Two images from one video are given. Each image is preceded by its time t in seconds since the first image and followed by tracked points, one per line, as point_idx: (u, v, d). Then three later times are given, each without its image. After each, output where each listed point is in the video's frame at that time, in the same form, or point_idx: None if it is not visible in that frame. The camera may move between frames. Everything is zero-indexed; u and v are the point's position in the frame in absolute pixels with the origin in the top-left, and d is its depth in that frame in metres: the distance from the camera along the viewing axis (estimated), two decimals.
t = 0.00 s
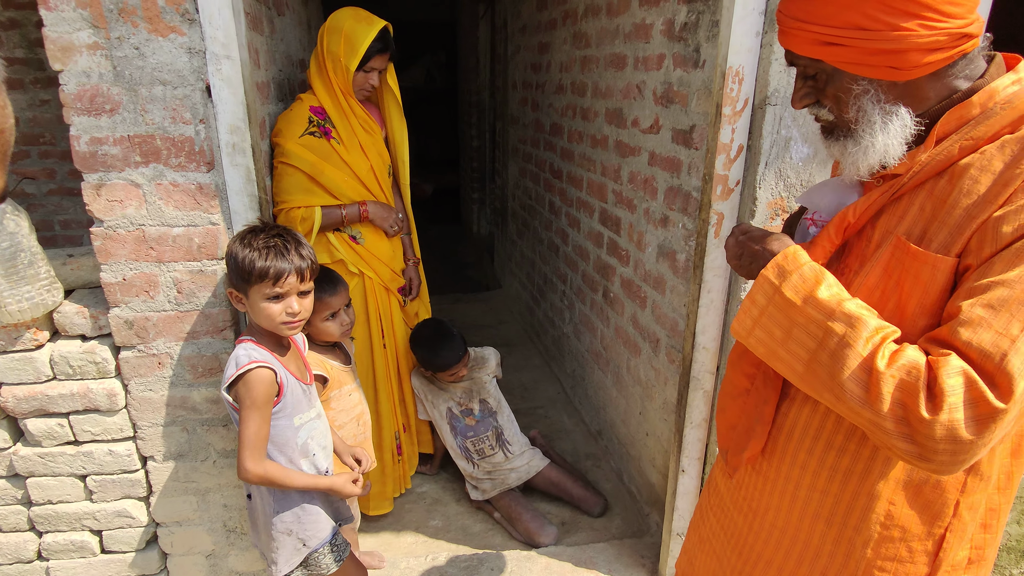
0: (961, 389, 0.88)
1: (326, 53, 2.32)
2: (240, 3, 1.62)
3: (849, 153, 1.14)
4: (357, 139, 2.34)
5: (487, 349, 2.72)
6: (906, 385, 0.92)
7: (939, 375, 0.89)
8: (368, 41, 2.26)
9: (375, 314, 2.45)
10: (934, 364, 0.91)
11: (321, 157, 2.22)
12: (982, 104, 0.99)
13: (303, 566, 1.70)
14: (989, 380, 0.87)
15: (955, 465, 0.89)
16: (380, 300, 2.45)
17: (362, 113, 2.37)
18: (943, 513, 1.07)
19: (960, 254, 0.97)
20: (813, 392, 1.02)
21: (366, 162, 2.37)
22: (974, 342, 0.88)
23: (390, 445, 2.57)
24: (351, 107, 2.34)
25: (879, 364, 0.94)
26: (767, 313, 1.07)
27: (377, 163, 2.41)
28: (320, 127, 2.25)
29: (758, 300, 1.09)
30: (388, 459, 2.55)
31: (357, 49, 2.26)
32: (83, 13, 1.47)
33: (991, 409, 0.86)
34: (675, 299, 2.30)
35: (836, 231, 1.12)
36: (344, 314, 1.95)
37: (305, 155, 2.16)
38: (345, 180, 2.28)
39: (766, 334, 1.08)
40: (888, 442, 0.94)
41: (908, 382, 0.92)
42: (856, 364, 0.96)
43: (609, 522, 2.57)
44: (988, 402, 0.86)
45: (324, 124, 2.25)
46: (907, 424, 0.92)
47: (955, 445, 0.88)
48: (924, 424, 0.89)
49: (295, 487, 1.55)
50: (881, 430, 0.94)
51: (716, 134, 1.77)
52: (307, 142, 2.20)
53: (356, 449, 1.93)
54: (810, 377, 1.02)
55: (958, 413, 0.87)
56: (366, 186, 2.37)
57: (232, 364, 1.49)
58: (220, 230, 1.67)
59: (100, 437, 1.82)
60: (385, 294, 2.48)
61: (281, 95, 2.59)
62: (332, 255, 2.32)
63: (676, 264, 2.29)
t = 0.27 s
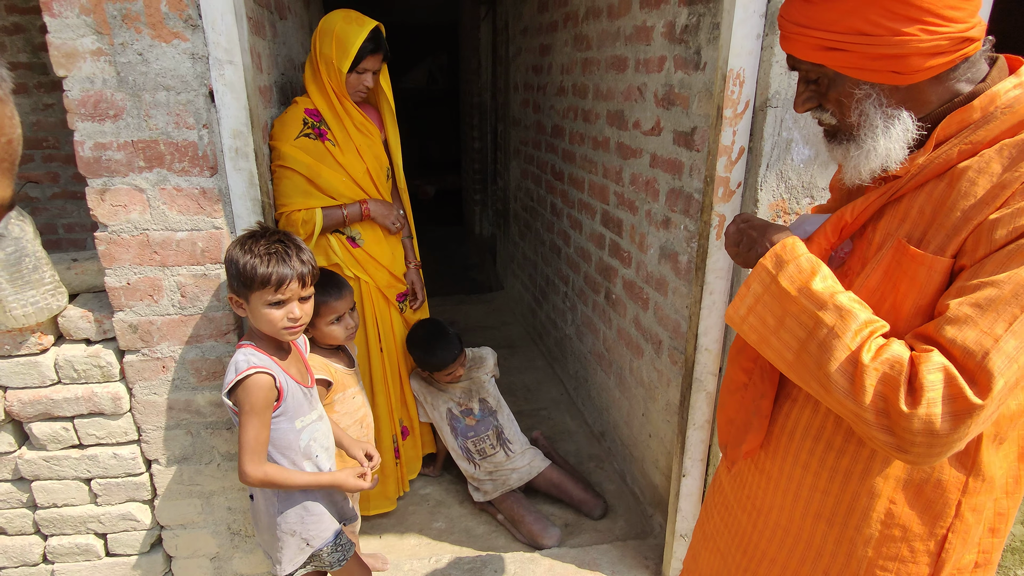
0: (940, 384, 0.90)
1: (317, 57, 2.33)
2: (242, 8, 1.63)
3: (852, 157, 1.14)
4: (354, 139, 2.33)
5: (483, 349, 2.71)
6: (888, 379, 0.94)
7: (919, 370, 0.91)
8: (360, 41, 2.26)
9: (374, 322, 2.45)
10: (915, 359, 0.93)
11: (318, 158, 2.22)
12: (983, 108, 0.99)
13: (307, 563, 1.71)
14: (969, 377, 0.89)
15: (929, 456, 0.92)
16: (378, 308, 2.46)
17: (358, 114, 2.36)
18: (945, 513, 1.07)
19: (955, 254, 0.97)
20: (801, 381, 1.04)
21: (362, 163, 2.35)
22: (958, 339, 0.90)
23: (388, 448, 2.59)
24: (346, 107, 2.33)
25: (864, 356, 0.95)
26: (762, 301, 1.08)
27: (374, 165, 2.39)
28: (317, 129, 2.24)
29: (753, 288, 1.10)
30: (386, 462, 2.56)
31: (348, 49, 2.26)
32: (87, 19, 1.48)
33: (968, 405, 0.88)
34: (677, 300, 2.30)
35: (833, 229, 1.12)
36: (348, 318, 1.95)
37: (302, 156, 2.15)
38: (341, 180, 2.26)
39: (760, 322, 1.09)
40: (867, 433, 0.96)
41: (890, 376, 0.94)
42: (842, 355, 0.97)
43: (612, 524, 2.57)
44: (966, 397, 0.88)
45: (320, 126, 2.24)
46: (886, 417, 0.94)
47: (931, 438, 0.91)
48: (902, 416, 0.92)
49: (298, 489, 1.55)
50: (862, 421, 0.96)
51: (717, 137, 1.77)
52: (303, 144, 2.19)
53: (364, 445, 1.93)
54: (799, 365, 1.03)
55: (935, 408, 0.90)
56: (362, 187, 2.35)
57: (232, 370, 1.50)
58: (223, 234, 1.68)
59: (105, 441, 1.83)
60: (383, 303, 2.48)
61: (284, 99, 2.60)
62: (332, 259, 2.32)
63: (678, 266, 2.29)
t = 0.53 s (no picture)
0: (939, 382, 0.91)
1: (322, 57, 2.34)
2: (249, 9, 1.63)
3: (866, 159, 1.13)
4: (354, 140, 2.32)
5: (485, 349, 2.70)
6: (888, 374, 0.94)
7: (918, 365, 0.92)
8: (364, 44, 2.26)
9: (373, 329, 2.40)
10: (915, 355, 0.93)
11: (319, 157, 2.20)
12: (1001, 109, 0.98)
13: (314, 564, 1.71)
14: (967, 375, 0.90)
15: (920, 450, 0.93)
16: (376, 313, 2.41)
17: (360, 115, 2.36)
18: (956, 516, 1.06)
19: (966, 255, 0.97)
20: (804, 370, 1.04)
21: (362, 164, 2.34)
22: (960, 338, 0.91)
23: (385, 456, 2.54)
24: (349, 106, 2.33)
25: (867, 349, 0.96)
26: (774, 289, 1.08)
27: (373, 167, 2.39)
28: (319, 129, 2.23)
29: (766, 275, 1.09)
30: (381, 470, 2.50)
31: (352, 51, 2.26)
32: (94, 20, 1.48)
33: (965, 403, 0.89)
34: (683, 301, 2.29)
35: (843, 226, 1.13)
36: (356, 320, 1.95)
37: (304, 154, 2.14)
38: (342, 181, 2.24)
39: (769, 311, 1.09)
40: (865, 426, 0.97)
41: (889, 370, 0.94)
42: (846, 346, 0.97)
43: (617, 526, 2.56)
44: (964, 396, 0.88)
45: (321, 125, 2.23)
46: (884, 411, 0.95)
47: (925, 434, 0.91)
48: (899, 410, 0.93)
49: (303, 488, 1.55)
50: (859, 413, 0.97)
51: (724, 137, 1.76)
52: (304, 143, 2.18)
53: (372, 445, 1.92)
54: (804, 354, 1.03)
55: (932, 405, 0.91)
56: (363, 189, 2.34)
57: (238, 370, 1.50)
58: (229, 235, 1.68)
59: (111, 441, 1.83)
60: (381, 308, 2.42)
61: (289, 99, 2.60)
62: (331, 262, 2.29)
63: (684, 267, 2.28)
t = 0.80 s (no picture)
0: (944, 379, 0.91)
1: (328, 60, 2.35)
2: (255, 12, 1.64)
3: (877, 160, 1.13)
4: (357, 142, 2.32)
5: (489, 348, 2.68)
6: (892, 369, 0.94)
7: (923, 362, 0.92)
8: (372, 47, 2.27)
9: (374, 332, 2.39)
10: (921, 353, 0.93)
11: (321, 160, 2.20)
12: (1015, 110, 0.98)
13: (318, 565, 1.71)
14: (972, 374, 0.90)
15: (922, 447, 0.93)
16: (377, 316, 2.39)
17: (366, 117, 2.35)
18: (964, 518, 1.05)
19: (978, 257, 0.96)
20: (813, 364, 1.05)
21: (366, 167, 2.34)
22: (966, 338, 0.91)
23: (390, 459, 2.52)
24: (355, 109, 2.33)
25: (874, 345, 0.96)
26: (788, 282, 1.08)
27: (377, 170, 2.38)
28: (323, 131, 2.24)
29: (781, 267, 1.09)
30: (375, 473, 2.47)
31: (361, 54, 2.27)
32: (102, 23, 1.49)
33: (969, 401, 0.89)
34: (688, 303, 2.29)
35: (854, 227, 1.14)
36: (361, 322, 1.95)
37: (306, 157, 2.15)
38: (345, 183, 2.24)
39: (781, 303, 1.09)
40: (868, 421, 0.98)
41: (894, 366, 0.94)
42: (854, 341, 0.97)
43: (621, 528, 2.56)
44: (967, 393, 0.89)
45: (325, 127, 2.23)
46: (888, 407, 0.95)
47: (927, 430, 0.91)
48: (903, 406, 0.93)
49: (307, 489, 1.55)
50: (863, 407, 0.97)
51: (730, 139, 1.76)
52: (307, 145, 2.18)
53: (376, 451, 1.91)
54: (813, 347, 1.04)
55: (936, 401, 0.91)
56: (366, 191, 2.34)
57: (244, 371, 1.50)
58: (235, 236, 1.69)
59: (117, 442, 1.83)
60: (382, 311, 2.41)
61: (295, 101, 2.61)
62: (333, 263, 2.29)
63: (688, 269, 2.28)
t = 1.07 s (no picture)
0: (945, 391, 0.91)
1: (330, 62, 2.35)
2: (253, 15, 1.64)
3: (868, 162, 1.13)
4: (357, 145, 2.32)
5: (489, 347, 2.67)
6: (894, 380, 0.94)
7: (926, 373, 0.92)
8: (374, 49, 2.27)
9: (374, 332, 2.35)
10: (922, 363, 0.93)
11: (319, 162, 2.20)
12: (1005, 112, 0.98)
13: (312, 568, 1.71)
14: (973, 384, 0.90)
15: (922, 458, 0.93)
16: (377, 315, 2.36)
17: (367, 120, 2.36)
18: (955, 522, 1.05)
19: (971, 263, 0.97)
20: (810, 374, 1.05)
21: (365, 170, 2.34)
22: (965, 348, 0.91)
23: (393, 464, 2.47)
24: (356, 111, 2.33)
25: (874, 357, 0.96)
26: (783, 291, 1.08)
27: (377, 173, 2.38)
28: (322, 133, 2.24)
29: (775, 276, 1.09)
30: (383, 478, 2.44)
31: (362, 56, 2.28)
32: (100, 25, 1.49)
33: (971, 412, 0.89)
34: (686, 305, 2.29)
35: (848, 232, 1.12)
36: (359, 324, 1.95)
37: (303, 158, 2.14)
38: (344, 185, 2.24)
39: (777, 313, 1.09)
40: (868, 432, 0.98)
41: (895, 378, 0.94)
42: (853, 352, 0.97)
43: (619, 530, 2.56)
44: (970, 405, 0.89)
45: (325, 129, 2.24)
46: (890, 419, 0.95)
47: (931, 442, 0.91)
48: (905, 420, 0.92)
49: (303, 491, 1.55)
50: (864, 419, 0.97)
51: (726, 141, 1.76)
52: (306, 147, 2.18)
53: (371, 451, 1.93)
54: (811, 357, 1.04)
55: (938, 413, 0.91)
56: (365, 194, 2.34)
57: (242, 374, 1.50)
58: (233, 238, 1.69)
59: (115, 444, 1.84)
60: (383, 310, 2.38)
61: (293, 104, 2.61)
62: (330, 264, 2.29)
63: (686, 270, 2.28)
